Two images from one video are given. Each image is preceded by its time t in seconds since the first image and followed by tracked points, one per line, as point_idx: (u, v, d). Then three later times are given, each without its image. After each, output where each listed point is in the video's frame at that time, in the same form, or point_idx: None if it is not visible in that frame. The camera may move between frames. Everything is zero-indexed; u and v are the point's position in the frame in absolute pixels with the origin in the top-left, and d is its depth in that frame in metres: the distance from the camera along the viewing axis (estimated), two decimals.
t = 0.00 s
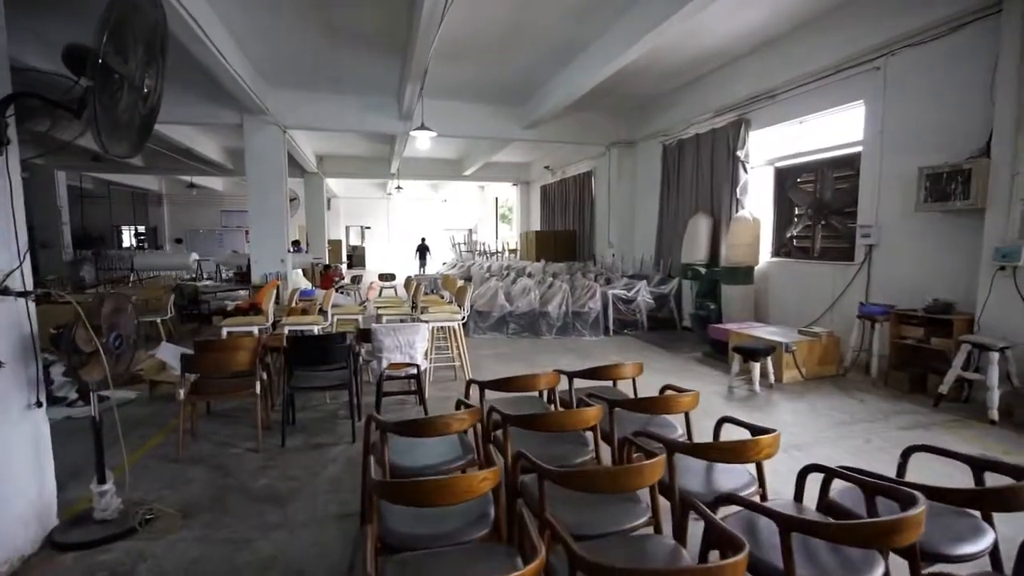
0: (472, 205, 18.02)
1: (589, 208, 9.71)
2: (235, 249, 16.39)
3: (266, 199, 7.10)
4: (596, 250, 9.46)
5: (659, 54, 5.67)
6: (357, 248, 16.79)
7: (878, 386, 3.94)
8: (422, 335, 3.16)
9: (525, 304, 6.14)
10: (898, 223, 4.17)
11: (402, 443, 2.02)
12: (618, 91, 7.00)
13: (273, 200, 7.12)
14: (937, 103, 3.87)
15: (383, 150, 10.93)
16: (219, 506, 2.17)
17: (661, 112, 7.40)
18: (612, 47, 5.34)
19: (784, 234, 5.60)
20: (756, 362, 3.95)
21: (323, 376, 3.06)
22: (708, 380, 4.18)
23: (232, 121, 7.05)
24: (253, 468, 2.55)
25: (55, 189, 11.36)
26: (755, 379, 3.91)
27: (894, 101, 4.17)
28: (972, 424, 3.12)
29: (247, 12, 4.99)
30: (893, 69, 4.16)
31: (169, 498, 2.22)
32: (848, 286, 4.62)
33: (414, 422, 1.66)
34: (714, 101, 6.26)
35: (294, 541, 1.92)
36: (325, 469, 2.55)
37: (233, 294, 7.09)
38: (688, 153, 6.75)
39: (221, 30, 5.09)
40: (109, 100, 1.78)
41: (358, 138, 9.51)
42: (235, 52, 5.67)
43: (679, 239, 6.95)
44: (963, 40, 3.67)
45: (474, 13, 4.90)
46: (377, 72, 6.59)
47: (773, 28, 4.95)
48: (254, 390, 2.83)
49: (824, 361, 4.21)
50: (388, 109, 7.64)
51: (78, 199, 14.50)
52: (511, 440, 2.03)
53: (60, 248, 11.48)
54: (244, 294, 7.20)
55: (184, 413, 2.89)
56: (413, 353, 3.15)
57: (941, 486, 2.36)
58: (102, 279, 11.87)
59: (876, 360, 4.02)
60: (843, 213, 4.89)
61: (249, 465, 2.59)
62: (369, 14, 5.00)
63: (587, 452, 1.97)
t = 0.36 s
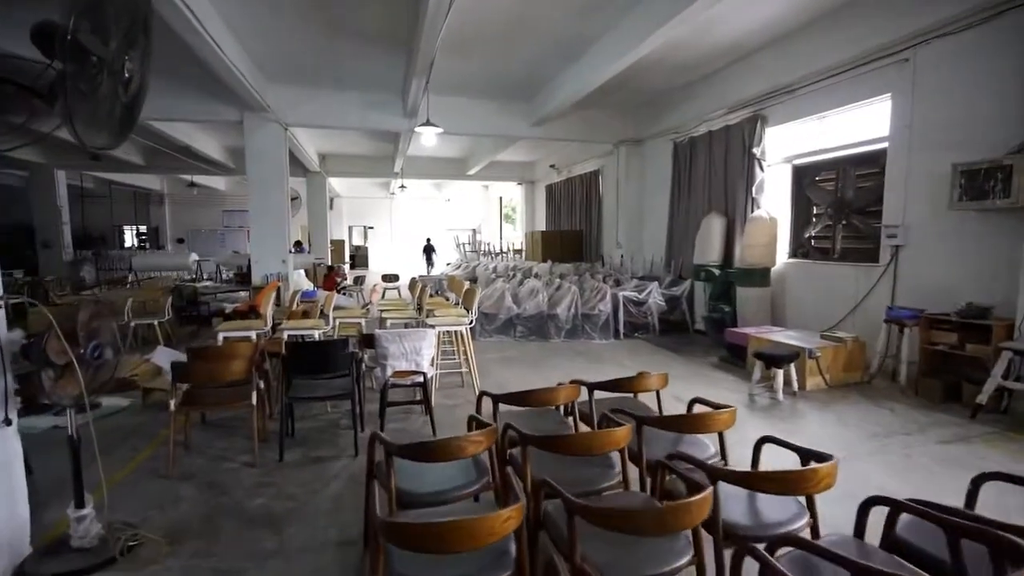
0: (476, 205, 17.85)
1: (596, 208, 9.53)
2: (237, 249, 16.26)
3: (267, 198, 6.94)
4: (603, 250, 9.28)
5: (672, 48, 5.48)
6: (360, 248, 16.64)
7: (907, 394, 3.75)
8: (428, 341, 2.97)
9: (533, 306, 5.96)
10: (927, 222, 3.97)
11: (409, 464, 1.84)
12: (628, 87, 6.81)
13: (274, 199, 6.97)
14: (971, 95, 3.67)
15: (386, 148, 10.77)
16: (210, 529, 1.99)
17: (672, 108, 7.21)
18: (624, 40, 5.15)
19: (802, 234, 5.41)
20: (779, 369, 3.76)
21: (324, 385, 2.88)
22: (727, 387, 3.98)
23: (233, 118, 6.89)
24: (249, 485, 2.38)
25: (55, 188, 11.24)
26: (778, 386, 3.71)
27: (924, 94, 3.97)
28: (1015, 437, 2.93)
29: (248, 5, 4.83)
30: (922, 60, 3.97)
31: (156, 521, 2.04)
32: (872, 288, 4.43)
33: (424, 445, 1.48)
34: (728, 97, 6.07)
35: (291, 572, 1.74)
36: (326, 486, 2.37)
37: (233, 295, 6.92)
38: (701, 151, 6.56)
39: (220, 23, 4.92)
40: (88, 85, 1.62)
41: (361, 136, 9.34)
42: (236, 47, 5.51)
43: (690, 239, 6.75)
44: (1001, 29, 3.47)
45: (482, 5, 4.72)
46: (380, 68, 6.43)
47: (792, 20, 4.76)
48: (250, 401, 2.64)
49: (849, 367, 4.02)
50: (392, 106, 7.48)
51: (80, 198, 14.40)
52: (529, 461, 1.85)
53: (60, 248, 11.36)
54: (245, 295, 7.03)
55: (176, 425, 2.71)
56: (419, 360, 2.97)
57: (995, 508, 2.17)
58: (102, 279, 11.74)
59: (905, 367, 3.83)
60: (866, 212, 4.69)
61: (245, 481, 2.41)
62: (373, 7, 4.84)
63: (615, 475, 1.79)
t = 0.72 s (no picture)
0: (480, 205, 17.67)
1: (604, 208, 9.33)
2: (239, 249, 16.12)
3: (269, 198, 6.78)
4: (611, 251, 9.09)
5: (686, 43, 5.28)
6: (363, 249, 16.47)
7: (943, 406, 3.53)
8: (437, 351, 2.78)
9: (541, 310, 5.76)
10: (962, 223, 3.77)
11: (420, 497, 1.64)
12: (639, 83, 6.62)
13: (275, 199, 6.79)
14: (1009, 89, 3.47)
15: (390, 147, 10.59)
16: (197, 564, 1.81)
17: (684, 105, 7.00)
18: (637, 34, 4.96)
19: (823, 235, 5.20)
20: (806, 378, 3.55)
21: (325, 399, 2.68)
22: (750, 398, 3.78)
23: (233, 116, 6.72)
24: (242, 510, 2.19)
25: (55, 188, 11.12)
26: (806, 397, 3.51)
27: (959, 88, 3.76)
28: None
29: None
30: (956, 52, 3.75)
31: (138, 554, 1.86)
32: (901, 293, 4.22)
33: (438, 483, 1.29)
34: (743, 93, 5.86)
35: None
36: (327, 511, 2.18)
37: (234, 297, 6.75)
38: (715, 149, 6.35)
39: (218, 16, 4.74)
40: (55, 69, 1.68)
41: (364, 135, 9.16)
42: (235, 42, 5.33)
43: (704, 240, 6.55)
44: None
45: None
46: (384, 64, 6.23)
47: (814, 12, 4.56)
48: (245, 417, 2.45)
49: (878, 377, 3.81)
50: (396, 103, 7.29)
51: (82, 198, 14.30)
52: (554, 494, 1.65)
53: (60, 248, 11.23)
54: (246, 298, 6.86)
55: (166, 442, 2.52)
56: (428, 371, 2.78)
57: None
58: (103, 279, 11.61)
59: (939, 377, 3.62)
60: (893, 213, 4.48)
61: (238, 506, 2.22)
62: None
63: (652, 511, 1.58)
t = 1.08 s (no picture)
0: (485, 204, 17.49)
1: (613, 208, 9.14)
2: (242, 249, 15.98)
3: (272, 197, 6.62)
4: (621, 252, 8.89)
5: (705, 36, 5.08)
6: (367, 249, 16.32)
7: (985, 418, 3.33)
8: (450, 361, 2.59)
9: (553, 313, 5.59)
10: (1003, 223, 3.56)
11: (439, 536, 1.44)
12: (652, 78, 6.43)
13: (278, 198, 6.64)
14: None
15: (395, 145, 10.42)
16: None
17: (698, 102, 6.81)
18: (654, 26, 4.76)
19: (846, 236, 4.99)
20: (839, 388, 3.34)
21: (330, 412, 2.48)
22: (778, 408, 3.58)
23: (236, 112, 6.55)
24: (239, 537, 1.99)
25: (56, 188, 10.98)
26: (839, 408, 3.31)
27: (998, 81, 3.57)
28: None
29: None
30: (997, 42, 3.55)
31: None
32: (933, 297, 4.02)
33: (465, 528, 1.10)
34: (762, 89, 5.66)
35: None
36: (332, 538, 1.99)
37: (236, 298, 6.57)
38: (731, 147, 6.15)
39: (220, 7, 4.57)
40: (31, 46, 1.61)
41: (369, 133, 8.99)
42: (238, 36, 5.17)
43: (719, 242, 6.35)
44: None
45: None
46: (391, 58, 6.06)
47: (842, 3, 4.35)
48: (243, 433, 2.25)
49: (913, 386, 3.60)
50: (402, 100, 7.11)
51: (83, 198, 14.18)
52: (591, 532, 1.45)
53: (60, 248, 11.09)
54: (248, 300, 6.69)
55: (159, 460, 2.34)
56: (440, 382, 2.59)
57: None
58: (104, 280, 11.46)
59: (980, 387, 3.41)
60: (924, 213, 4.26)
61: (235, 532, 2.03)
62: None
63: (705, 556, 1.37)
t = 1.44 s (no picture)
0: (490, 205, 17.29)
1: (622, 208, 8.96)
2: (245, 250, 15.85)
3: (275, 197, 6.47)
4: (630, 253, 8.72)
5: (723, 29, 4.89)
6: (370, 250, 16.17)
7: None
8: (464, 373, 2.41)
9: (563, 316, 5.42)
10: None
11: None
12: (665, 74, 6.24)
13: (281, 198, 6.48)
14: None
15: (400, 145, 10.26)
16: None
17: (712, 99, 6.62)
18: (671, 19, 4.58)
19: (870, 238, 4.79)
20: (874, 399, 3.15)
21: (336, 429, 2.30)
22: (807, 420, 3.40)
23: (237, 110, 6.38)
24: (237, 569, 1.82)
25: (57, 187, 10.86)
26: (874, 421, 3.12)
27: None
28: None
29: None
30: None
31: None
32: (968, 303, 3.83)
33: None
34: (780, 85, 5.47)
35: None
36: (339, 571, 1.82)
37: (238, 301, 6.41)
38: (748, 146, 5.96)
39: (222, 1, 4.41)
40: None
41: (373, 132, 8.82)
42: (241, 32, 5.02)
43: (735, 243, 6.16)
44: None
45: None
46: (397, 54, 5.88)
47: None
48: (242, 454, 2.06)
49: (949, 396, 3.41)
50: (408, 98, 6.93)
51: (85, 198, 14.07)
52: None
53: (61, 249, 10.97)
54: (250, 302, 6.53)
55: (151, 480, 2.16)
56: (454, 396, 2.41)
57: None
58: (105, 281, 11.33)
59: None
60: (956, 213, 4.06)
61: (232, 563, 1.86)
62: None
63: None
